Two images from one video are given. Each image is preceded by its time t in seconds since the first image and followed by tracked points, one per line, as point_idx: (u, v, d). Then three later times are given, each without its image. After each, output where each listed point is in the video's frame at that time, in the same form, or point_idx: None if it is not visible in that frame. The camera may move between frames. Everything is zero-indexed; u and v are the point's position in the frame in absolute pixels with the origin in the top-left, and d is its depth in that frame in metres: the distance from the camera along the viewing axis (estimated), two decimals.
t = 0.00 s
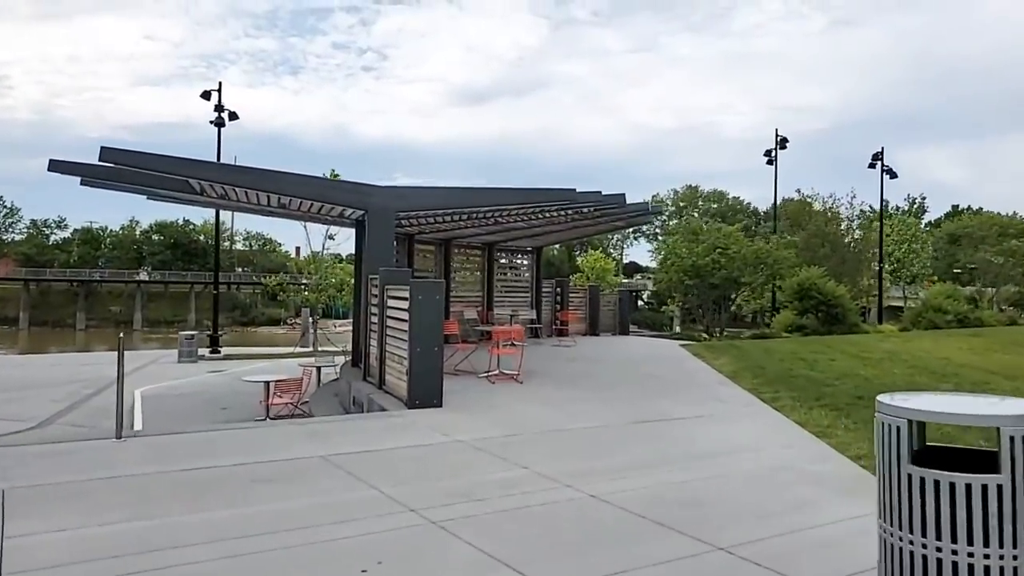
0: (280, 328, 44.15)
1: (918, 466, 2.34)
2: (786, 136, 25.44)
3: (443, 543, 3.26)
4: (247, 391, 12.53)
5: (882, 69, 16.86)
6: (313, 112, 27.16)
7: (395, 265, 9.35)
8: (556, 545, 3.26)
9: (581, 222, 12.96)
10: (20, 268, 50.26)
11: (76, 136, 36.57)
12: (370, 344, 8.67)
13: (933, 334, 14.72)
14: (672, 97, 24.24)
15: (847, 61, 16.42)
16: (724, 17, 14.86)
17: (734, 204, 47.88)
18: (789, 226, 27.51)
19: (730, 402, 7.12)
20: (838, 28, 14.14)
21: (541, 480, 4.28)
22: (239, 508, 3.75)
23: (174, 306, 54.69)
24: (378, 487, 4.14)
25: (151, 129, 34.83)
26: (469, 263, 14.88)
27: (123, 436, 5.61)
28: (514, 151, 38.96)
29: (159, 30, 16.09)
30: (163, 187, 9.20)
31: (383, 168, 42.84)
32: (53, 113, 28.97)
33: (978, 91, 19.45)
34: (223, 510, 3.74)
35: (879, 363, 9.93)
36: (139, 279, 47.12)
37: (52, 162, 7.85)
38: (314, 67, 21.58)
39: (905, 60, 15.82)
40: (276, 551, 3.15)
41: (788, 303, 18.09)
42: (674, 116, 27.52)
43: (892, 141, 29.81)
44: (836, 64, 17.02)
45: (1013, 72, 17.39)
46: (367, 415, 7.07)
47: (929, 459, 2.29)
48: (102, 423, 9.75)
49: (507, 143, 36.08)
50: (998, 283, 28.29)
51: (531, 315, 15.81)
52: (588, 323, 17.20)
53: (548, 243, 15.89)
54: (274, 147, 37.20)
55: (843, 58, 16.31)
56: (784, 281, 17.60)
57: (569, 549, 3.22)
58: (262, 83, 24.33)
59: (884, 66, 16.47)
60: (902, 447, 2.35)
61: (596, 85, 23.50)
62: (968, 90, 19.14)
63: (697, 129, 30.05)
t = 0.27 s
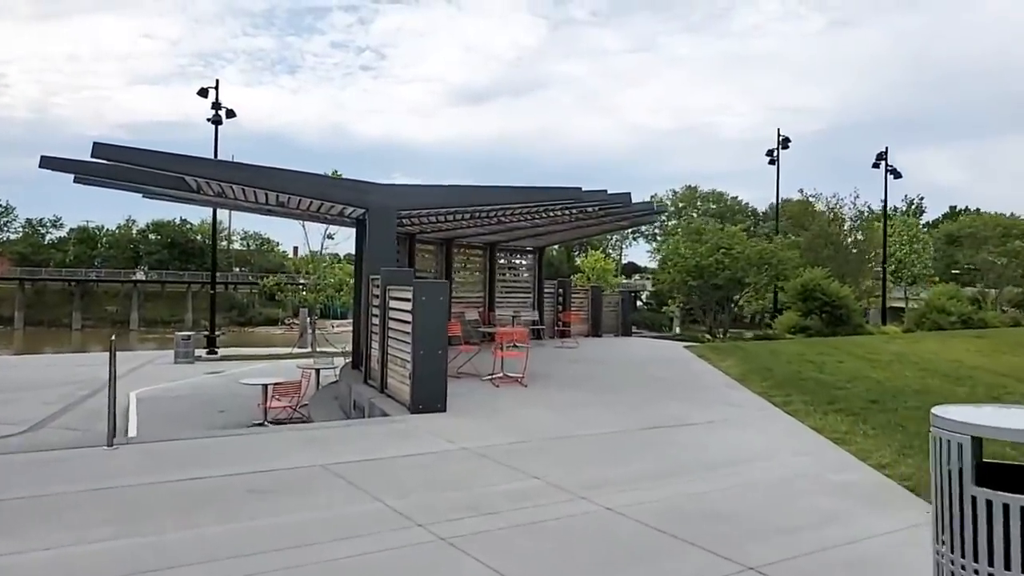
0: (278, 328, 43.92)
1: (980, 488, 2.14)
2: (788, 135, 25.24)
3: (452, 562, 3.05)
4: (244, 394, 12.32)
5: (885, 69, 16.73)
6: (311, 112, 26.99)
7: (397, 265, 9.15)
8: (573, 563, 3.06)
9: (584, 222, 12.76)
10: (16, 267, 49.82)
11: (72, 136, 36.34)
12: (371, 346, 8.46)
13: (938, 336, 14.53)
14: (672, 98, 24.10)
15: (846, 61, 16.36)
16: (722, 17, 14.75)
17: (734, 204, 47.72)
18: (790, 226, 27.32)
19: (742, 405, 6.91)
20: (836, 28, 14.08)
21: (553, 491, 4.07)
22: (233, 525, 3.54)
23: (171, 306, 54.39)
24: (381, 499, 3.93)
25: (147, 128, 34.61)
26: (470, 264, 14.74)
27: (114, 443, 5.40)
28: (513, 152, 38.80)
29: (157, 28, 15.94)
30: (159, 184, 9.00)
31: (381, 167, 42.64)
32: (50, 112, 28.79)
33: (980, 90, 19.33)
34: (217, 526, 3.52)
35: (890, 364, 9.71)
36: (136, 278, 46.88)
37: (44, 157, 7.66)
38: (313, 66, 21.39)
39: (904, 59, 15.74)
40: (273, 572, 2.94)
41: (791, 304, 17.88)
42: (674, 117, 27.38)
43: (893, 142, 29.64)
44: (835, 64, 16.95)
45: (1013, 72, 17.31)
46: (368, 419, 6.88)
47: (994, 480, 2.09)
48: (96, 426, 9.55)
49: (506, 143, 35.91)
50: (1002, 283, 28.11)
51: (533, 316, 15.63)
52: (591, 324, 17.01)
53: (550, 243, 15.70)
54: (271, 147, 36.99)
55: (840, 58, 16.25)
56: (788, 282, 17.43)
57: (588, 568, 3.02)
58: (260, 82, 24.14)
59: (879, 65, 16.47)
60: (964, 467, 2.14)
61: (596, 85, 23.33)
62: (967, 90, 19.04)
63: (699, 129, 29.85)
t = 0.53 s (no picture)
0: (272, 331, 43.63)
1: None
2: (785, 136, 25.12)
3: None
4: (238, 400, 12.09)
5: (881, 70, 16.71)
6: (306, 113, 26.86)
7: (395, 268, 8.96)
8: None
9: (583, 223, 12.60)
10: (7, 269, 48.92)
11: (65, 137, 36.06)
12: (370, 352, 8.29)
13: (939, 338, 14.40)
14: (669, 101, 24.05)
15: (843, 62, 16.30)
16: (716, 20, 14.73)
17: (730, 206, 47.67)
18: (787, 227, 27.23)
19: (749, 412, 6.74)
20: (831, 30, 14.07)
21: (564, 506, 3.90)
22: (230, 546, 3.35)
23: (165, 308, 53.98)
24: (386, 516, 3.75)
25: (140, 130, 34.35)
26: (468, 267, 14.69)
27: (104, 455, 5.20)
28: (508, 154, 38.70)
29: (151, 30, 15.82)
30: (151, 185, 8.81)
31: (376, 169, 42.47)
32: (42, 114, 28.54)
33: (976, 92, 19.30)
34: (213, 546, 3.34)
35: (896, 368, 9.54)
36: (129, 280, 46.52)
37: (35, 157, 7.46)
38: (308, 68, 21.24)
39: (900, 60, 15.73)
40: None
41: (791, 307, 17.73)
42: (671, 118, 27.31)
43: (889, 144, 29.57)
44: (831, 65, 16.92)
45: (1010, 73, 17.29)
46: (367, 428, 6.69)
47: None
48: (86, 434, 9.34)
49: (502, 145, 35.80)
50: (999, 283, 28.05)
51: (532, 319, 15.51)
52: (591, 326, 16.87)
53: (549, 244, 15.57)
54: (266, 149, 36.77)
55: (835, 58, 16.23)
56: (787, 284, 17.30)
57: None
58: (255, 84, 23.98)
59: (874, 66, 16.49)
60: None
61: (592, 87, 23.21)
62: (964, 91, 19.01)
63: (695, 131, 29.74)
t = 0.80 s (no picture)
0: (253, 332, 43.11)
1: None
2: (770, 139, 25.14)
3: None
4: (218, 403, 11.79)
5: (864, 75, 16.75)
6: (287, 113, 26.57)
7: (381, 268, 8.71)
8: None
9: (573, 223, 12.42)
10: None
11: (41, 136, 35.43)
12: (355, 354, 8.04)
13: (926, 340, 14.36)
14: (653, 104, 23.99)
15: (826, 66, 16.33)
16: (698, 25, 14.75)
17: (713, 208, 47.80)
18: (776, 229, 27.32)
19: (747, 416, 6.56)
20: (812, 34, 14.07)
21: (566, 518, 3.69)
22: (212, 561, 3.13)
23: (145, 310, 53.25)
24: (376, 530, 3.53)
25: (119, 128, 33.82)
26: (454, 268, 14.49)
27: (75, 464, 4.94)
28: (492, 155, 38.52)
29: (131, 28, 15.49)
30: (129, 181, 8.51)
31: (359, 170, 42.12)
32: (18, 112, 28.05)
33: (958, 97, 19.39)
34: (193, 563, 3.11)
35: (889, 370, 9.42)
36: (107, 280, 45.80)
37: (7, 152, 7.15)
38: (291, 69, 20.95)
39: (882, 65, 15.77)
40: None
41: (778, 309, 17.65)
42: (655, 121, 27.28)
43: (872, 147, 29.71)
44: (814, 70, 16.96)
45: (992, 79, 17.37)
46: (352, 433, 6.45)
47: None
48: (59, 441, 9.01)
49: (485, 147, 35.63)
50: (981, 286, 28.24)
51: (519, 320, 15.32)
52: (578, 328, 16.70)
53: (536, 245, 15.43)
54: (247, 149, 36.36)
55: (816, 63, 16.28)
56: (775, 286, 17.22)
57: None
58: (237, 85, 23.59)
59: (854, 72, 16.58)
60: None
61: (576, 89, 23.13)
62: (947, 95, 19.09)
63: (680, 134, 29.72)
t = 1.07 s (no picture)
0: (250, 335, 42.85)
1: None
2: (770, 141, 25.01)
3: None
4: (215, 408, 11.56)
5: (863, 78, 16.64)
6: (283, 116, 26.38)
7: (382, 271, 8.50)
8: None
9: (575, 225, 12.24)
10: None
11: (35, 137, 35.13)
12: (356, 359, 7.84)
13: (931, 343, 14.19)
14: (651, 106, 23.82)
15: (823, 70, 16.26)
16: (692, 27, 14.67)
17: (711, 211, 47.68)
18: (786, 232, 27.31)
19: (760, 423, 6.35)
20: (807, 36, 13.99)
21: (582, 534, 3.49)
22: None
23: (140, 312, 52.95)
24: (383, 547, 3.34)
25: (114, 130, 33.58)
26: (454, 270, 14.30)
27: (65, 475, 4.73)
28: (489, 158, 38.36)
29: (126, 31, 15.33)
30: (124, 181, 8.29)
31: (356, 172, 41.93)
32: (13, 114, 27.82)
33: (955, 100, 19.31)
34: None
35: (899, 375, 9.24)
36: (103, 283, 45.52)
37: None
38: (286, 71, 20.75)
39: (877, 68, 15.71)
40: None
41: (780, 313, 17.49)
42: (654, 124, 27.15)
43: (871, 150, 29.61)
44: (814, 73, 16.84)
45: (989, 83, 17.29)
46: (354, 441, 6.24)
47: None
48: (50, 447, 8.77)
49: (483, 149, 35.46)
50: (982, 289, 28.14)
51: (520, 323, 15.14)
52: (578, 331, 16.52)
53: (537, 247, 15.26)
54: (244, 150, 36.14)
55: (811, 68, 16.24)
56: (777, 289, 17.06)
57: None
58: (232, 87, 23.36)
59: (849, 75, 16.55)
60: None
61: (574, 91, 23.00)
62: (945, 99, 19.01)
63: (678, 138, 29.61)
